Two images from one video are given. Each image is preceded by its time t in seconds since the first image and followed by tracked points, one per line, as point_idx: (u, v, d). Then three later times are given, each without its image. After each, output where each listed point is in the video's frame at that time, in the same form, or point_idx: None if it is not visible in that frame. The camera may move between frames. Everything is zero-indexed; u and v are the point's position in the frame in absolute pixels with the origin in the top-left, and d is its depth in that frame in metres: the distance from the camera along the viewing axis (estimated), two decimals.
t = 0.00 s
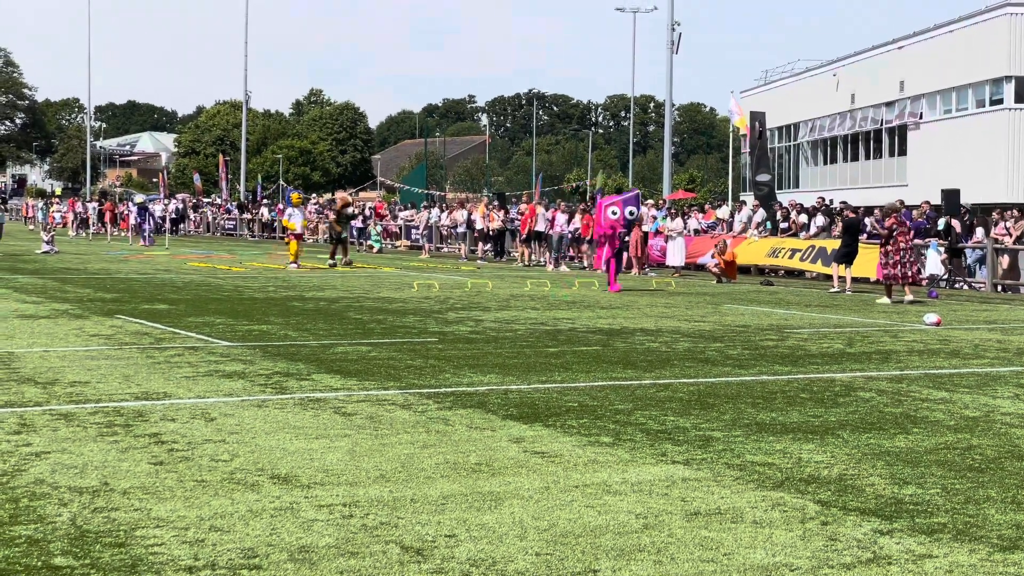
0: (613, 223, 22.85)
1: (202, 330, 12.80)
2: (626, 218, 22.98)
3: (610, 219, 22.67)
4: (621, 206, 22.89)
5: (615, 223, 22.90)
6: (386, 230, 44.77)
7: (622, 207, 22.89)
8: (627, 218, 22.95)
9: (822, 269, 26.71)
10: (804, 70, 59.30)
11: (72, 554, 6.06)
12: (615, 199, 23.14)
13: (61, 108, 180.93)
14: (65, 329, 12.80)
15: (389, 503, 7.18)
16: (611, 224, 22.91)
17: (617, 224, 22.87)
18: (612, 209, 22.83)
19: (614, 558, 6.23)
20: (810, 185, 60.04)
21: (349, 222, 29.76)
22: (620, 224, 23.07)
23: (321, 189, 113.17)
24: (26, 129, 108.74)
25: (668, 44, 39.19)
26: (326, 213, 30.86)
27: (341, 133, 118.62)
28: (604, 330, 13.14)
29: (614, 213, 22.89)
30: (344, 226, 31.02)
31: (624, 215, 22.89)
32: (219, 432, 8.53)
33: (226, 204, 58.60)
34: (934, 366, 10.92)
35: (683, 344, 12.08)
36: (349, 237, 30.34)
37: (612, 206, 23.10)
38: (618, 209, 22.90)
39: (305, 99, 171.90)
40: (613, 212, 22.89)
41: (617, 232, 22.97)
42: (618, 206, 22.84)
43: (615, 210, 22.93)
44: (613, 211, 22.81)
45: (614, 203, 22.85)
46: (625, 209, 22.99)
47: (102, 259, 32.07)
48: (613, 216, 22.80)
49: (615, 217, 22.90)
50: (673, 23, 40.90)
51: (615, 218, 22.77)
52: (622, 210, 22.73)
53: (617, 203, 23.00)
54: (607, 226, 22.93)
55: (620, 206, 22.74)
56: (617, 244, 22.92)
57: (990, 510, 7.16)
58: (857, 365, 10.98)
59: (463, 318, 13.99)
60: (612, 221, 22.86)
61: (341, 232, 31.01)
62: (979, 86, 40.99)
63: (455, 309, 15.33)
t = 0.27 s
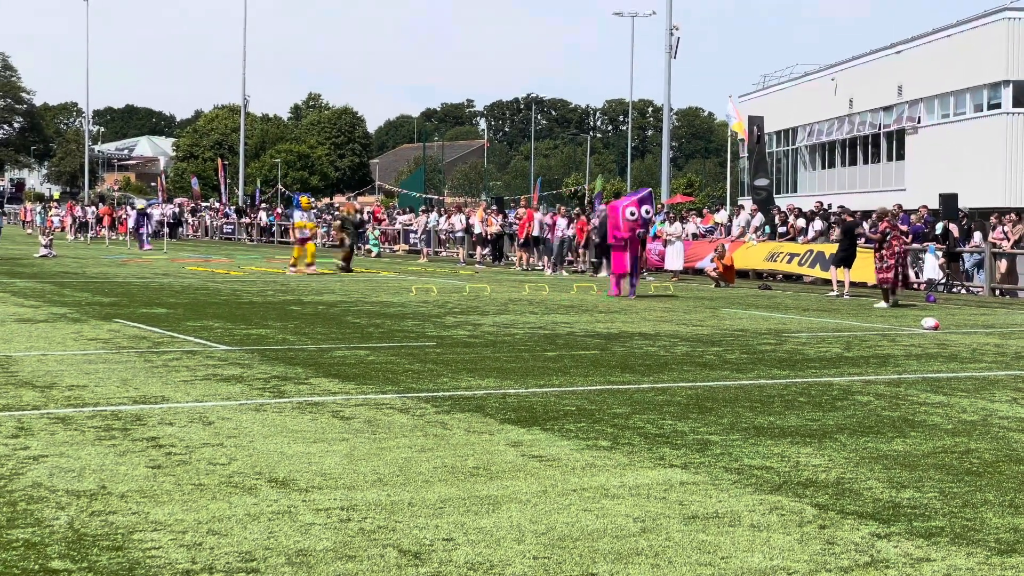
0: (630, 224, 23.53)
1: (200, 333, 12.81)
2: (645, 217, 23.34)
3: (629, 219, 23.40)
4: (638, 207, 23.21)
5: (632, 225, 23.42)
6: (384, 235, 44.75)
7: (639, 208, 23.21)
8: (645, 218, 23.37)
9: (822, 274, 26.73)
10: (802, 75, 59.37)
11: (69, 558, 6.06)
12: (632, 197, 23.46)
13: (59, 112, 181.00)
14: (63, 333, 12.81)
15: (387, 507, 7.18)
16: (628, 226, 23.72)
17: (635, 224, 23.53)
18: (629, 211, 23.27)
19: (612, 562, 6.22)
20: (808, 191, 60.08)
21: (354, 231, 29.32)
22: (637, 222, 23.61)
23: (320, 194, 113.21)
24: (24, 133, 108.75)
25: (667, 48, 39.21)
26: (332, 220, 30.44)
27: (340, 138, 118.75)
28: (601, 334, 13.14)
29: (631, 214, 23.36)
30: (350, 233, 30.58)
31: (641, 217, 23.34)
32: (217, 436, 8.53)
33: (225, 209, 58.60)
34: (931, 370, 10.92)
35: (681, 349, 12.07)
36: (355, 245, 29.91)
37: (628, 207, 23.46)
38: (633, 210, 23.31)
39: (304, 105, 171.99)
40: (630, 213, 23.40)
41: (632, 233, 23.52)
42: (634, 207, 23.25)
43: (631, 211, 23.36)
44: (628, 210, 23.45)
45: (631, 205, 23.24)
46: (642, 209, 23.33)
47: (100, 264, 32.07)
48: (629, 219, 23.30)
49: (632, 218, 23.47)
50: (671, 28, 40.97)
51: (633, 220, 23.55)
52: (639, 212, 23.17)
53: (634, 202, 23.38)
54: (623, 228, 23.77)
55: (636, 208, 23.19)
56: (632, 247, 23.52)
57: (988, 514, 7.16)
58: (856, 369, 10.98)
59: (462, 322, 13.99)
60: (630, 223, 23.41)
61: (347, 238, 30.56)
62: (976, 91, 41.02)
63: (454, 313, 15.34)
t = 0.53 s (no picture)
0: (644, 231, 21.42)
1: (195, 337, 12.80)
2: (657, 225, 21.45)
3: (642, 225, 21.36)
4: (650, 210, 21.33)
5: (646, 229, 21.38)
6: (380, 238, 44.74)
7: (653, 211, 21.36)
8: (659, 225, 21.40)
9: (816, 277, 26.74)
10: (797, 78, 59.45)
11: (64, 563, 6.05)
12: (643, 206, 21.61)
13: (54, 116, 180.78)
14: (58, 337, 12.79)
15: (382, 511, 7.17)
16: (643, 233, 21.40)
17: (648, 232, 21.50)
18: (642, 214, 21.24)
19: (608, 566, 6.22)
20: (804, 194, 60.15)
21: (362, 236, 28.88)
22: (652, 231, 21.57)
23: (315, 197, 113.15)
24: (19, 137, 108.55)
25: (662, 52, 39.26)
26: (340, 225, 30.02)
27: (335, 141, 118.75)
28: (597, 338, 13.14)
29: (644, 220, 21.34)
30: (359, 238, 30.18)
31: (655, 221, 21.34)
32: (212, 440, 8.53)
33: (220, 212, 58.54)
34: (926, 373, 10.94)
35: (677, 352, 12.08)
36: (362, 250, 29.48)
37: (640, 212, 21.42)
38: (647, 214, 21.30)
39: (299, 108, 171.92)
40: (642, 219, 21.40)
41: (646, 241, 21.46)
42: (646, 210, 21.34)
43: (644, 215, 21.39)
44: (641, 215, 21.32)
45: (643, 207, 21.26)
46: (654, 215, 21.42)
47: (94, 267, 31.99)
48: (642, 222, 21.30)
49: (643, 224, 21.39)
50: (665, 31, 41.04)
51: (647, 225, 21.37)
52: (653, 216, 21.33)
53: (645, 208, 21.44)
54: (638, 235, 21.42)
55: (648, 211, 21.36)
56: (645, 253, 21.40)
57: (983, 517, 7.17)
58: (851, 373, 10.99)
59: (458, 326, 13.99)
60: (643, 228, 21.38)
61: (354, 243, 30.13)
62: (971, 94, 41.09)
63: (450, 316, 15.34)
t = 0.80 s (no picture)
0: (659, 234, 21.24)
1: (188, 341, 12.78)
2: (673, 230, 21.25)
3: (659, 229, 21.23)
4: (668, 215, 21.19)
5: (664, 233, 21.14)
6: (374, 241, 44.72)
7: (672, 215, 21.19)
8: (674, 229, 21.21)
9: (810, 280, 26.79)
10: (791, 81, 59.52)
11: (57, 567, 6.04)
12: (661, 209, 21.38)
13: (47, 119, 180.51)
14: (51, 340, 12.77)
15: (376, 514, 7.16)
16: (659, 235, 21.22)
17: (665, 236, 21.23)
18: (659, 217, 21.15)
19: (602, 569, 6.22)
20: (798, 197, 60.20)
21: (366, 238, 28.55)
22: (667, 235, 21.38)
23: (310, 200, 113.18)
24: (13, 140, 108.31)
25: (656, 55, 39.29)
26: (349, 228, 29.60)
27: (329, 144, 118.74)
28: (591, 341, 13.13)
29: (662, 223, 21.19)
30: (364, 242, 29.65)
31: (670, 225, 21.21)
32: (205, 444, 8.51)
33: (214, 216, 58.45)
34: (921, 376, 10.94)
35: (671, 355, 12.09)
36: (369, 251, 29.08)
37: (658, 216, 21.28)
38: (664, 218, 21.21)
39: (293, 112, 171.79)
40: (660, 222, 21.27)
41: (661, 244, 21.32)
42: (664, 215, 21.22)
43: (662, 219, 21.24)
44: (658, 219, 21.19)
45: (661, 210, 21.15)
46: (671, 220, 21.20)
47: (88, 271, 31.94)
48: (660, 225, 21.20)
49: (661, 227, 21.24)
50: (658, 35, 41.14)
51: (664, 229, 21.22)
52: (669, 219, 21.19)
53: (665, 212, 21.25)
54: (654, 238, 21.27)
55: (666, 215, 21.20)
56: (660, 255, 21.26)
57: (977, 520, 7.16)
58: (845, 376, 10.99)
59: (451, 330, 13.97)
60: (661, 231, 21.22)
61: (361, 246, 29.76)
62: (965, 98, 41.15)
63: (444, 320, 15.33)
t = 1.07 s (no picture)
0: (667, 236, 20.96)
1: (182, 343, 12.79)
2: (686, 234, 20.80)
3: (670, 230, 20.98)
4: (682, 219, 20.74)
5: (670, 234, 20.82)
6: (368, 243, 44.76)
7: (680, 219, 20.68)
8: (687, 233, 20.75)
9: (804, 282, 26.84)
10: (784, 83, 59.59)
11: (50, 569, 6.03)
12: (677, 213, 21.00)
13: (40, 121, 180.34)
14: (44, 342, 12.76)
15: (370, 516, 7.16)
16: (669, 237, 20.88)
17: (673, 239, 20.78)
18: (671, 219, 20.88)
19: (595, 571, 6.22)
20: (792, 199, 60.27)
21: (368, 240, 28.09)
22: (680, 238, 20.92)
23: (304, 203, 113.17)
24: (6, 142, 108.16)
25: (649, 57, 39.34)
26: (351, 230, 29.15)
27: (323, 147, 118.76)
28: (585, 342, 13.15)
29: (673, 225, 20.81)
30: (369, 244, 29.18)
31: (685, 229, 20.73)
32: (199, 446, 8.51)
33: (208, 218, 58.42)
34: (914, 377, 10.96)
35: (664, 357, 12.10)
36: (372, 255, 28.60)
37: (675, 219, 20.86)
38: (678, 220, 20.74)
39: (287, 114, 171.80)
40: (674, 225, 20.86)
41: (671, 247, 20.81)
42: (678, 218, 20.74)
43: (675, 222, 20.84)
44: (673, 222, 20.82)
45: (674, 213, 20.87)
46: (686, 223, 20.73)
47: (81, 273, 31.89)
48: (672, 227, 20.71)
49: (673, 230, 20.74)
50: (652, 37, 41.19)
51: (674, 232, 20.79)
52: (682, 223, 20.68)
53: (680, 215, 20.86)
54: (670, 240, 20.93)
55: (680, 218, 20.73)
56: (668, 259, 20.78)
57: (970, 521, 7.17)
58: (838, 377, 11.00)
59: (445, 332, 13.98)
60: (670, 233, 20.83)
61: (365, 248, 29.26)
62: (958, 100, 41.22)
63: (437, 322, 15.32)
